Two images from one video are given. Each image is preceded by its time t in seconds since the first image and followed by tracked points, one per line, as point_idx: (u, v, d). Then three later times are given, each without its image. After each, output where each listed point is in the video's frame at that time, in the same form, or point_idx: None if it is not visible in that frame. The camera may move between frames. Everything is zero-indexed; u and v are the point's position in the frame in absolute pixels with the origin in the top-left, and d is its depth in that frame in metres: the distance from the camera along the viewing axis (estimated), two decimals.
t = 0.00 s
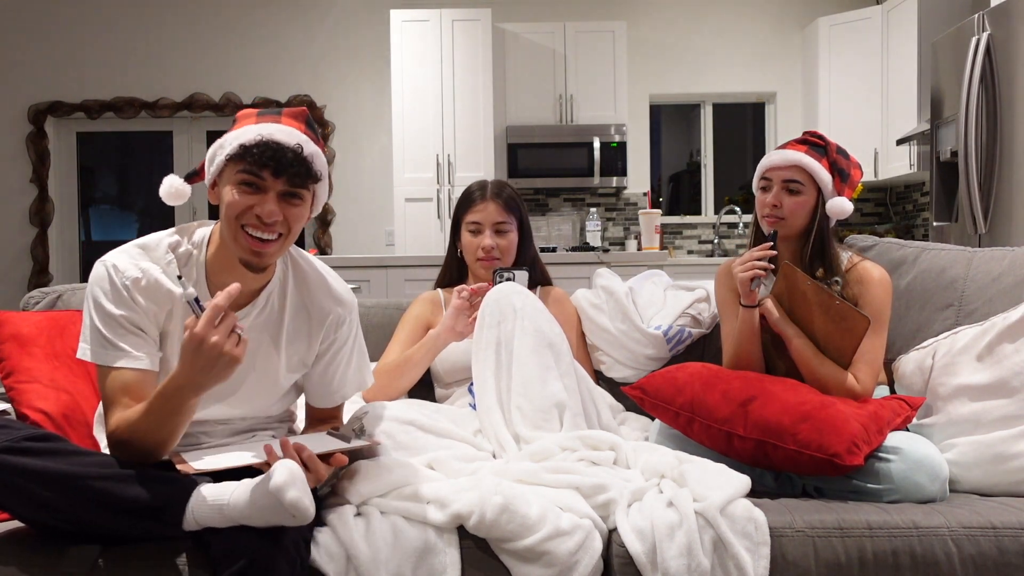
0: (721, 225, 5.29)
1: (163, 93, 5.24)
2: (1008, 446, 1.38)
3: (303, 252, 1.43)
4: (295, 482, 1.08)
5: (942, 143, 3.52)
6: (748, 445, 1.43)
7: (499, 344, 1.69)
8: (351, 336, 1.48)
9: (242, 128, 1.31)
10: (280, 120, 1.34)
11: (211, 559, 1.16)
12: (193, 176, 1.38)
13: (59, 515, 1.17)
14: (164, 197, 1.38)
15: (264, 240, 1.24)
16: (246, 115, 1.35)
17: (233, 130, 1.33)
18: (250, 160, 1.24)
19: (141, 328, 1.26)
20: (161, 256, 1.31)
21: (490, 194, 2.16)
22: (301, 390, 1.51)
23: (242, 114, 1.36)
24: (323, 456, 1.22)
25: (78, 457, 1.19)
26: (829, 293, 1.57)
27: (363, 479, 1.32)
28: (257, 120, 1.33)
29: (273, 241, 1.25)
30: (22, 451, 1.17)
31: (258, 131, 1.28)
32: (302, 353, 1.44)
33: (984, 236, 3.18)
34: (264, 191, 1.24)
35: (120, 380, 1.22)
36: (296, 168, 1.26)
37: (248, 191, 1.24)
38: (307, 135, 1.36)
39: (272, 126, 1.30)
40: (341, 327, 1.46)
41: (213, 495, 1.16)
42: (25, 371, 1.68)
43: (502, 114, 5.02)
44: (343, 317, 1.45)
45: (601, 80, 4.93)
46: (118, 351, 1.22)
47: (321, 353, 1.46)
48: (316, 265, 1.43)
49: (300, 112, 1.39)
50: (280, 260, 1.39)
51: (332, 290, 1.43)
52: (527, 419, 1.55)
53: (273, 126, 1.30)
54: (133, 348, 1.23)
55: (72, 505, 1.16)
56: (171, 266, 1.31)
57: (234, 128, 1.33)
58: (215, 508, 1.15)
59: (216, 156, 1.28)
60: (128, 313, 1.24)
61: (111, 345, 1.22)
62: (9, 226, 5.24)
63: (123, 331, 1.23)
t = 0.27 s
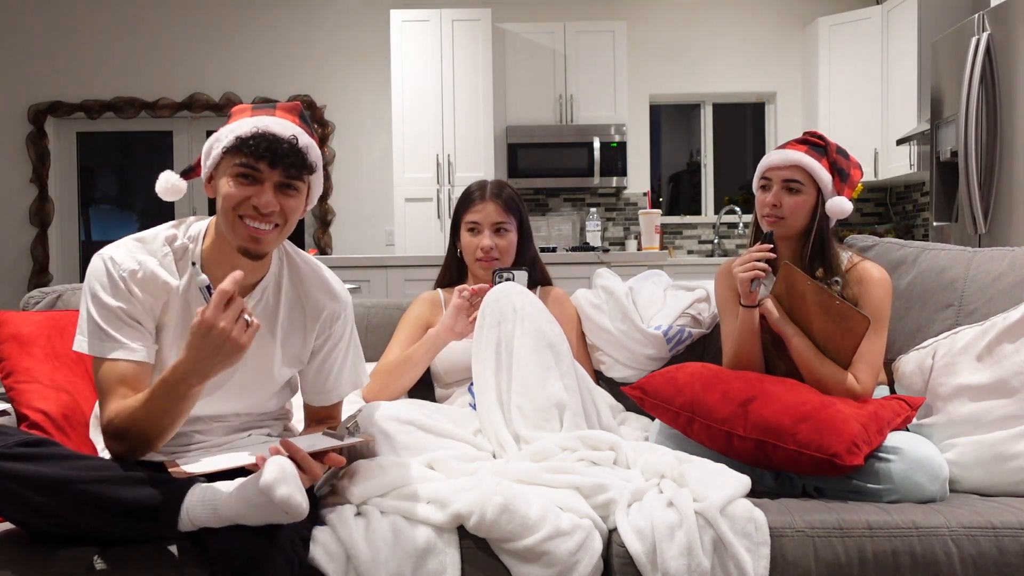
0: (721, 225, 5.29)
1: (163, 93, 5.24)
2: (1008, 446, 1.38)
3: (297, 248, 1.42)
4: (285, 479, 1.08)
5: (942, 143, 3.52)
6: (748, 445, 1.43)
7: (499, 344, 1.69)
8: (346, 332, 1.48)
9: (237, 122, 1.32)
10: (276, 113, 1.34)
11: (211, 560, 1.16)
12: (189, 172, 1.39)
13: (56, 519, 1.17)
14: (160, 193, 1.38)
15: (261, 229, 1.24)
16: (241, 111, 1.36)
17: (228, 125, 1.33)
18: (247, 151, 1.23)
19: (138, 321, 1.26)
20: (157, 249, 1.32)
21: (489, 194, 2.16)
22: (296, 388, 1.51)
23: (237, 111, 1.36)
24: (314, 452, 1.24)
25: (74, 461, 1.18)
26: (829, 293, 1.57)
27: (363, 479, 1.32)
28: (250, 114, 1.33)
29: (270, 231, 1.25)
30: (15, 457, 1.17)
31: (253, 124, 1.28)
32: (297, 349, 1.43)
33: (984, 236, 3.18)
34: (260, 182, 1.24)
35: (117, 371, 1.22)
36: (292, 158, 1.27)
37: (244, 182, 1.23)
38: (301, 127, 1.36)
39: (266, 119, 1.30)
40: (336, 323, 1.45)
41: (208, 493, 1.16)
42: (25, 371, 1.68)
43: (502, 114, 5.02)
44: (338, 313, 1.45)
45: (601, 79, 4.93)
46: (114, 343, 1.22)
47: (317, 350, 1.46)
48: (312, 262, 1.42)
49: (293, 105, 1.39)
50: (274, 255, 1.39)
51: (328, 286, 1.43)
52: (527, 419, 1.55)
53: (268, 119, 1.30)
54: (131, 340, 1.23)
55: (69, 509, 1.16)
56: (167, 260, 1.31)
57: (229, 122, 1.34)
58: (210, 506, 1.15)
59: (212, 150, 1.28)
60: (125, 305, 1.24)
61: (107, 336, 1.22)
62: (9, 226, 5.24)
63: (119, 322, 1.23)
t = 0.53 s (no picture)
0: (721, 225, 5.29)
1: (163, 93, 5.24)
2: (1008, 446, 1.38)
3: (299, 252, 1.44)
4: (287, 479, 1.08)
5: (941, 143, 3.52)
6: (748, 445, 1.43)
7: (500, 344, 1.69)
8: (348, 337, 1.49)
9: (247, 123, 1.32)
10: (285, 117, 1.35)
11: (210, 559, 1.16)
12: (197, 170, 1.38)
13: (56, 516, 1.18)
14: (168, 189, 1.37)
15: (265, 232, 1.25)
16: (252, 112, 1.36)
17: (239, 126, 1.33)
18: (256, 153, 1.24)
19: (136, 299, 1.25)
20: (163, 238, 1.33)
21: (487, 194, 2.15)
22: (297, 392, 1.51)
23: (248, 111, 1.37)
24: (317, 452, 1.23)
25: (75, 457, 1.19)
26: (829, 293, 1.57)
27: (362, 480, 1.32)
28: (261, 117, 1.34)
29: (273, 233, 1.26)
30: (19, 453, 1.18)
31: (263, 126, 1.29)
32: (299, 353, 1.44)
33: (984, 236, 3.18)
34: (267, 183, 1.24)
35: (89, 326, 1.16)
36: (300, 162, 1.27)
37: (251, 183, 1.24)
38: (310, 132, 1.37)
39: (276, 122, 1.30)
40: (338, 327, 1.46)
41: (208, 493, 1.15)
42: (25, 371, 1.68)
43: (502, 114, 5.02)
44: (340, 317, 1.46)
45: (601, 80, 4.93)
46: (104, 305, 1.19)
47: (318, 353, 1.46)
48: (313, 265, 1.43)
49: (303, 111, 1.40)
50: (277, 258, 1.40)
51: (330, 288, 1.44)
52: (527, 419, 1.55)
53: (277, 122, 1.30)
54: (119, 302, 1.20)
55: (70, 506, 1.17)
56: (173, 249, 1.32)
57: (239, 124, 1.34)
58: (210, 506, 1.14)
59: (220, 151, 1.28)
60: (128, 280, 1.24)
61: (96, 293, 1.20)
62: (9, 226, 5.24)
63: (117, 290, 1.22)
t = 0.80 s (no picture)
0: (721, 225, 5.28)
1: (163, 93, 5.24)
2: (1007, 446, 1.38)
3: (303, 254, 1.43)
4: (287, 479, 1.08)
5: (941, 143, 3.52)
6: (748, 445, 1.43)
7: (500, 343, 1.69)
8: (352, 338, 1.48)
9: (266, 131, 1.29)
10: (305, 128, 1.33)
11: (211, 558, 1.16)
12: (205, 164, 1.37)
13: (58, 514, 1.17)
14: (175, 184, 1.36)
15: (275, 244, 1.25)
16: (270, 115, 1.33)
17: (256, 131, 1.30)
18: (275, 168, 1.24)
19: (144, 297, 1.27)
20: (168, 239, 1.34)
21: (483, 195, 2.15)
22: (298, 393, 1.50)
23: (265, 113, 1.34)
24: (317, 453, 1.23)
25: (78, 455, 1.19)
26: (829, 293, 1.57)
27: (363, 480, 1.32)
28: (282, 125, 1.31)
29: (284, 245, 1.26)
30: (22, 449, 1.17)
31: (285, 139, 1.27)
32: (301, 354, 1.43)
33: (984, 236, 3.18)
34: (282, 198, 1.24)
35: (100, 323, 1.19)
36: (317, 180, 1.27)
37: (266, 197, 1.24)
38: (328, 144, 1.36)
39: (298, 136, 1.29)
40: (340, 329, 1.45)
41: (208, 493, 1.16)
42: (25, 371, 1.67)
43: (502, 114, 5.02)
44: (343, 319, 1.45)
45: (600, 80, 4.93)
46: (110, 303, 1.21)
47: (320, 354, 1.45)
48: (315, 266, 1.43)
49: (322, 120, 1.38)
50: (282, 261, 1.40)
51: (331, 289, 1.43)
52: (527, 419, 1.55)
53: (299, 136, 1.29)
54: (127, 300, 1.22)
55: (72, 503, 1.17)
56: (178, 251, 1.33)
57: (257, 129, 1.31)
58: (211, 506, 1.15)
59: (238, 155, 1.27)
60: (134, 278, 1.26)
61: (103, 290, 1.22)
62: (9, 226, 5.24)
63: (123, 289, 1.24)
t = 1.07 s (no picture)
0: (721, 225, 5.28)
1: (163, 93, 5.24)
2: (1008, 446, 1.38)
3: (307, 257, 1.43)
4: (286, 480, 1.08)
5: (942, 143, 3.52)
6: (747, 444, 1.43)
7: (500, 343, 1.69)
8: (351, 337, 1.50)
9: (271, 136, 1.28)
10: (309, 133, 1.32)
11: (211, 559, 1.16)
12: (202, 169, 1.37)
13: (59, 515, 1.17)
14: (172, 189, 1.37)
15: (286, 251, 1.24)
16: (271, 119, 1.31)
17: (260, 137, 1.28)
18: (285, 176, 1.23)
19: (147, 323, 1.25)
20: (169, 254, 1.29)
21: (481, 196, 2.14)
22: (298, 392, 1.50)
23: (265, 116, 1.32)
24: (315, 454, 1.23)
25: (79, 455, 1.19)
26: (829, 292, 1.57)
27: (363, 481, 1.32)
28: (287, 130, 1.30)
29: (294, 252, 1.25)
30: (23, 450, 1.17)
31: (293, 145, 1.26)
32: (306, 354, 1.43)
33: (984, 236, 3.18)
34: (293, 205, 1.24)
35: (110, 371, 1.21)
36: (329, 186, 1.27)
37: (277, 204, 1.23)
38: (333, 149, 1.35)
39: (305, 142, 1.28)
40: (342, 326, 1.47)
41: (208, 496, 1.16)
42: (25, 371, 1.68)
43: (502, 114, 5.02)
44: (344, 317, 1.46)
45: (601, 80, 4.93)
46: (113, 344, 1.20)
47: (323, 352, 1.47)
48: (318, 268, 1.44)
49: (323, 122, 1.37)
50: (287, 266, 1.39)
51: (333, 291, 1.44)
52: (527, 419, 1.55)
53: (306, 142, 1.28)
54: (129, 343, 1.22)
55: (73, 504, 1.16)
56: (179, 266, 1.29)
57: (261, 134, 1.29)
58: (211, 507, 1.15)
59: (244, 162, 1.25)
60: (135, 304, 1.23)
61: (104, 332, 1.20)
62: (9, 226, 5.24)
63: (126, 319, 1.22)
